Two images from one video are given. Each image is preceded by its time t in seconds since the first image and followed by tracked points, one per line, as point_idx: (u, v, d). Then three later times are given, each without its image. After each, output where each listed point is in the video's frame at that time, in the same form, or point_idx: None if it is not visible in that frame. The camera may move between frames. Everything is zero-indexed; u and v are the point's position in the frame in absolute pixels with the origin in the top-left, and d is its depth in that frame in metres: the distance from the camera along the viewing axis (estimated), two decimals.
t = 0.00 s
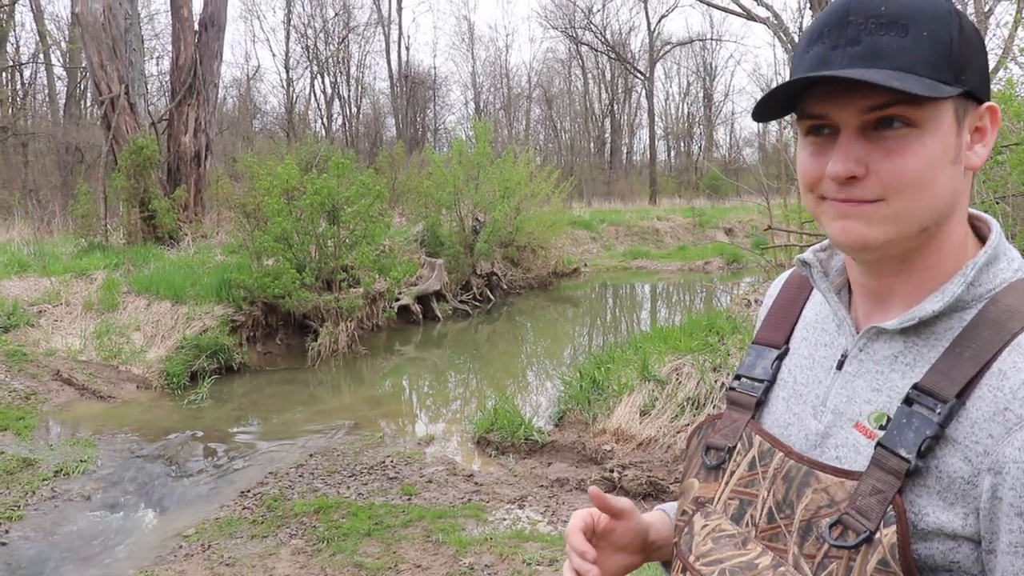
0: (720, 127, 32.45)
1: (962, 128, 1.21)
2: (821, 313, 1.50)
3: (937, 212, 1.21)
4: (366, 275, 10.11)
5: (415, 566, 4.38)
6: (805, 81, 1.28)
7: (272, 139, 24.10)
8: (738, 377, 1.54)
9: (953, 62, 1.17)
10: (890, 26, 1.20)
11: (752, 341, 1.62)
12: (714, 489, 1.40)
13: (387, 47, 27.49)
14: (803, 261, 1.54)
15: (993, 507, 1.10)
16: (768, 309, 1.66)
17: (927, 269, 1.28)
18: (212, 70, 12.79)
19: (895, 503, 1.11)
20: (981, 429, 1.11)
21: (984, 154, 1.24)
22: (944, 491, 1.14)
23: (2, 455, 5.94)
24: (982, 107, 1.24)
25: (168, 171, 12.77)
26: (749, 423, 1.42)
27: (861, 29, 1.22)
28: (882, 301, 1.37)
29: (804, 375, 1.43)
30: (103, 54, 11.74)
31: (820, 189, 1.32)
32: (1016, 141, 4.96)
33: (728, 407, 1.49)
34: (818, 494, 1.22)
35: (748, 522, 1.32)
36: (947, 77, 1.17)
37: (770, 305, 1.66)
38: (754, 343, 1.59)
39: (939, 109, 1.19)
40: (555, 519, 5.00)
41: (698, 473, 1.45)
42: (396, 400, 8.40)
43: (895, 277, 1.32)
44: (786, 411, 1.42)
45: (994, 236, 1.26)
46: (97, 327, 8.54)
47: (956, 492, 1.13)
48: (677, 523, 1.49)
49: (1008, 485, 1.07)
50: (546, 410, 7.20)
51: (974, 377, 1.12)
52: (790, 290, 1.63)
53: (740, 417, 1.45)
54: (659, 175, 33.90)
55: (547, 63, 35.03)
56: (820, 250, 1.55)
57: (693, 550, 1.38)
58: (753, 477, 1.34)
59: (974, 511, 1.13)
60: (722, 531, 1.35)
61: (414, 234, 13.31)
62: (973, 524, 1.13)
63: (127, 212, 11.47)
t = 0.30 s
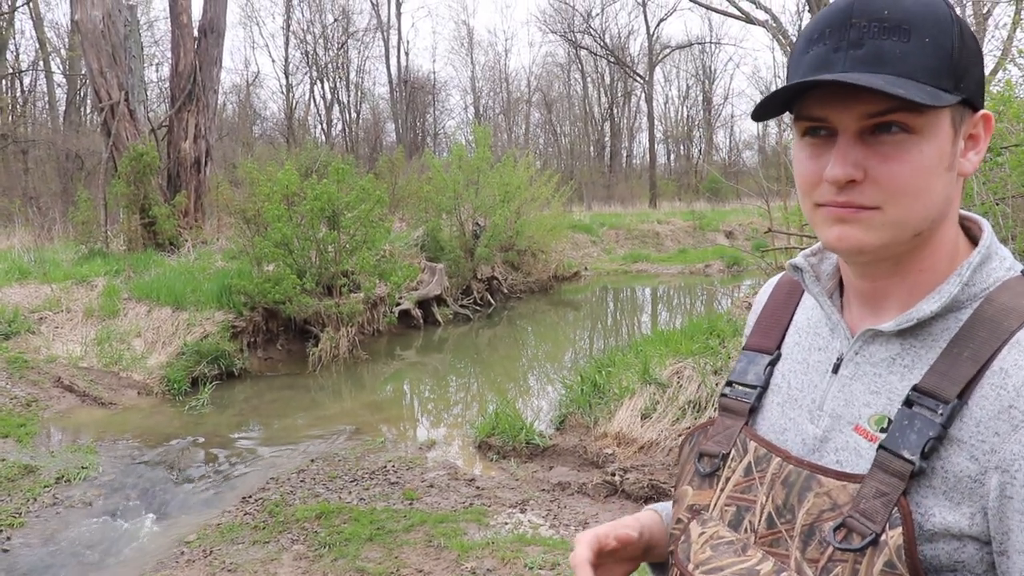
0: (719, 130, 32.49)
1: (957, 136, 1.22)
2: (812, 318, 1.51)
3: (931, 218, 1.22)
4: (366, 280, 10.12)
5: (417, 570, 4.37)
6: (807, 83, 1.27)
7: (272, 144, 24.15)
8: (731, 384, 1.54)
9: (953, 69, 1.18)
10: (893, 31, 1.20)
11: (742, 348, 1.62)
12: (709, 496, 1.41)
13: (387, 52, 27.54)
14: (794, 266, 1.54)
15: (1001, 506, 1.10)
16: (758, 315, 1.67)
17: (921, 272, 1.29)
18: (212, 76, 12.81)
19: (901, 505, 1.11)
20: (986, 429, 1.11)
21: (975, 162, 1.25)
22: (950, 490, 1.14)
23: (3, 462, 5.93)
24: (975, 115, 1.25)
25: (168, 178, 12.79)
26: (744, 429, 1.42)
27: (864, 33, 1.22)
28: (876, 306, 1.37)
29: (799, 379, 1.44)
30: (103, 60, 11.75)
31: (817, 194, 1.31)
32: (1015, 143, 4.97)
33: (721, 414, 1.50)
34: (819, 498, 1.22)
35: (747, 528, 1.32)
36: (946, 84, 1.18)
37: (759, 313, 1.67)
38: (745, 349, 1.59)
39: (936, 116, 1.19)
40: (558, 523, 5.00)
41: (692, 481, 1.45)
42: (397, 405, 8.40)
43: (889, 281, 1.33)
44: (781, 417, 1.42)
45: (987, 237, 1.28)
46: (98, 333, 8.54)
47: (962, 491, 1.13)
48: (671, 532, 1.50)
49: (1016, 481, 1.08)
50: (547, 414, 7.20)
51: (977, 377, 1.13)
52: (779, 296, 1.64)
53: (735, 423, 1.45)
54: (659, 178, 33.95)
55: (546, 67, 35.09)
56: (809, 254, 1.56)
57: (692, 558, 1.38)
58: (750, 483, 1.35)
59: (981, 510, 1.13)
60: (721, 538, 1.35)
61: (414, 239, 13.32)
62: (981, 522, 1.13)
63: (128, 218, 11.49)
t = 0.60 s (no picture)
0: (719, 131, 32.53)
1: (962, 141, 1.22)
2: (803, 319, 1.50)
3: (928, 219, 1.21)
4: (366, 282, 10.13)
5: (417, 573, 4.37)
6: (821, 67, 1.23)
7: (272, 147, 24.19)
8: (721, 386, 1.53)
9: (966, 70, 1.16)
10: (910, 25, 1.17)
11: (730, 350, 1.61)
12: (704, 500, 1.40)
13: (386, 54, 27.56)
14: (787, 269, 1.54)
15: (1008, 505, 1.12)
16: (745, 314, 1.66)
17: (915, 274, 1.30)
18: (212, 79, 12.83)
19: (906, 506, 1.11)
20: (994, 429, 1.12)
21: (977, 169, 1.25)
22: (956, 491, 1.15)
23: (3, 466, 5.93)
24: (982, 124, 1.24)
25: (168, 181, 12.80)
26: (737, 432, 1.42)
27: (882, 24, 1.19)
28: (869, 307, 1.39)
29: (791, 381, 1.44)
30: (102, 63, 11.77)
31: (818, 180, 1.30)
32: (1014, 144, 4.98)
33: (712, 417, 1.49)
34: (820, 501, 1.23)
35: (746, 532, 1.31)
36: (959, 84, 1.16)
37: (745, 315, 1.66)
38: (733, 351, 1.58)
39: (944, 118, 1.19)
40: (558, 525, 4.99)
41: (687, 486, 1.44)
42: (397, 407, 8.40)
43: (883, 280, 1.33)
44: (773, 419, 1.42)
45: (983, 238, 1.28)
46: (98, 336, 8.54)
47: (968, 491, 1.14)
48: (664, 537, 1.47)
49: None
50: (547, 416, 7.20)
51: (978, 378, 1.13)
52: (766, 295, 1.63)
53: (727, 427, 1.45)
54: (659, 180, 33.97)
55: (546, 69, 35.12)
56: (800, 257, 1.56)
57: (690, 563, 1.36)
58: (746, 486, 1.34)
59: (987, 509, 1.14)
60: (719, 543, 1.33)
61: (414, 241, 13.33)
62: (987, 522, 1.14)
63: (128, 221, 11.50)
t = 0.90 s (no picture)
0: (718, 131, 32.52)
1: (990, 157, 1.21)
2: (799, 316, 1.49)
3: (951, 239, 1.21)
4: (366, 283, 10.13)
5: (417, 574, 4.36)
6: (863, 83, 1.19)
7: (271, 148, 24.18)
8: (711, 385, 1.50)
9: (1007, 91, 1.15)
10: (958, 40, 1.14)
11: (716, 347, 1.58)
12: (704, 503, 1.40)
13: (385, 55, 27.56)
14: (786, 266, 1.51)
15: None
16: (731, 305, 1.63)
17: (927, 281, 1.30)
18: (211, 81, 12.83)
19: (923, 507, 1.12)
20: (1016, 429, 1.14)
21: (999, 181, 1.25)
22: (976, 492, 1.15)
23: (4, 468, 5.93)
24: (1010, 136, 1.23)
25: (166, 183, 12.81)
26: (736, 433, 1.41)
27: (927, 37, 1.15)
28: (873, 306, 1.38)
29: (790, 379, 1.43)
30: (101, 65, 11.77)
31: (844, 192, 1.26)
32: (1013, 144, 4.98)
33: (705, 418, 1.47)
34: (831, 503, 1.23)
35: (752, 536, 1.32)
36: (999, 105, 1.16)
37: (729, 308, 1.63)
38: (720, 348, 1.55)
39: (979, 142, 1.17)
40: (558, 525, 4.99)
41: (684, 489, 1.44)
42: (397, 408, 8.40)
43: (895, 285, 1.33)
44: (773, 420, 1.41)
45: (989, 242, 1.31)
46: (98, 338, 8.54)
47: (987, 492, 1.15)
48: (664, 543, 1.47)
49: None
50: (547, 416, 7.20)
51: (997, 380, 1.15)
52: (752, 288, 1.61)
53: (721, 427, 1.43)
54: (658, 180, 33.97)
55: (545, 69, 35.13)
56: (796, 253, 1.53)
57: (694, 569, 1.36)
58: (749, 489, 1.34)
59: (1006, 508, 1.15)
60: (724, 548, 1.33)
61: (414, 242, 13.32)
62: (1006, 520, 1.15)
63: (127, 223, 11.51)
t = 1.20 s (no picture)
0: (718, 132, 32.52)
1: (983, 154, 1.20)
2: (802, 321, 1.49)
3: (943, 235, 1.20)
4: (366, 283, 10.13)
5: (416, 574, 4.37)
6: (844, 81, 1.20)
7: (271, 148, 24.17)
8: (715, 389, 1.51)
9: (998, 83, 1.14)
10: (946, 35, 1.14)
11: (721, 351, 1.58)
12: (705, 507, 1.40)
13: (385, 55, 27.57)
14: (788, 271, 1.51)
15: None
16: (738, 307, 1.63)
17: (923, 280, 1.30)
18: (211, 80, 12.83)
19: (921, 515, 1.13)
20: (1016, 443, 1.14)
21: (997, 179, 1.23)
22: (975, 504, 1.16)
23: (4, 466, 5.94)
24: (1007, 132, 1.21)
25: (166, 182, 12.80)
26: (738, 437, 1.42)
27: (914, 32, 1.16)
28: (873, 306, 1.39)
29: (793, 384, 1.43)
30: (102, 64, 11.77)
31: (835, 192, 1.27)
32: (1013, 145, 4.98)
33: (709, 421, 1.47)
34: (829, 509, 1.23)
35: (751, 541, 1.32)
36: (990, 98, 1.14)
37: (735, 311, 1.64)
38: (725, 351, 1.55)
39: (970, 137, 1.16)
40: (557, 526, 4.99)
41: (686, 492, 1.44)
42: (397, 408, 8.41)
43: (891, 285, 1.33)
44: (775, 425, 1.41)
45: (993, 245, 1.30)
46: (98, 337, 8.54)
47: (988, 506, 1.16)
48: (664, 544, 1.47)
49: None
50: (546, 417, 7.20)
51: (996, 392, 1.15)
52: (759, 291, 1.61)
53: (725, 431, 1.44)
54: (658, 180, 33.96)
55: (545, 69, 35.13)
56: (800, 258, 1.53)
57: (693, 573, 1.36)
58: (749, 494, 1.34)
59: (1006, 523, 1.16)
60: (724, 551, 1.34)
61: (413, 242, 13.33)
62: (1008, 535, 1.17)
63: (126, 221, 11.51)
